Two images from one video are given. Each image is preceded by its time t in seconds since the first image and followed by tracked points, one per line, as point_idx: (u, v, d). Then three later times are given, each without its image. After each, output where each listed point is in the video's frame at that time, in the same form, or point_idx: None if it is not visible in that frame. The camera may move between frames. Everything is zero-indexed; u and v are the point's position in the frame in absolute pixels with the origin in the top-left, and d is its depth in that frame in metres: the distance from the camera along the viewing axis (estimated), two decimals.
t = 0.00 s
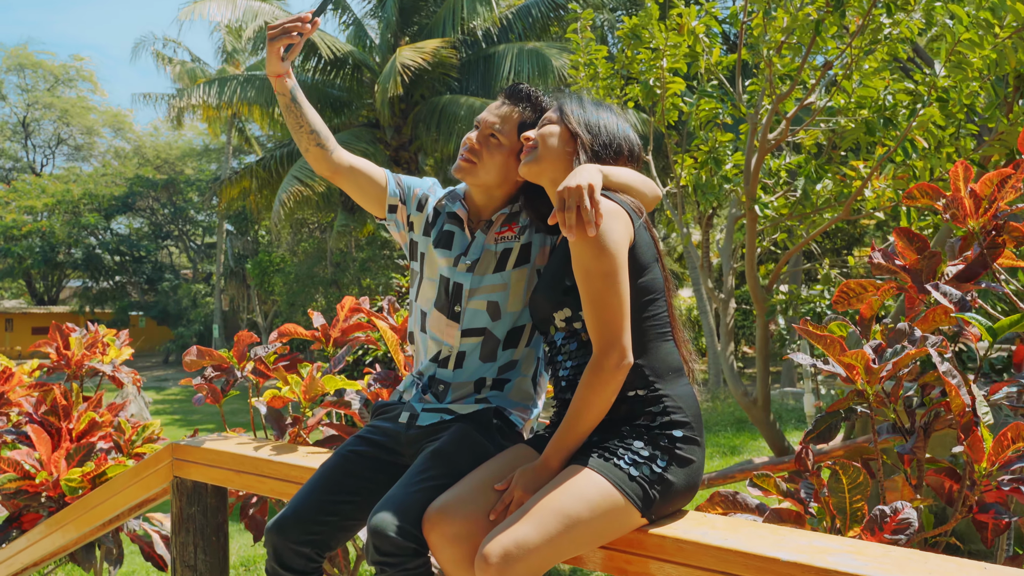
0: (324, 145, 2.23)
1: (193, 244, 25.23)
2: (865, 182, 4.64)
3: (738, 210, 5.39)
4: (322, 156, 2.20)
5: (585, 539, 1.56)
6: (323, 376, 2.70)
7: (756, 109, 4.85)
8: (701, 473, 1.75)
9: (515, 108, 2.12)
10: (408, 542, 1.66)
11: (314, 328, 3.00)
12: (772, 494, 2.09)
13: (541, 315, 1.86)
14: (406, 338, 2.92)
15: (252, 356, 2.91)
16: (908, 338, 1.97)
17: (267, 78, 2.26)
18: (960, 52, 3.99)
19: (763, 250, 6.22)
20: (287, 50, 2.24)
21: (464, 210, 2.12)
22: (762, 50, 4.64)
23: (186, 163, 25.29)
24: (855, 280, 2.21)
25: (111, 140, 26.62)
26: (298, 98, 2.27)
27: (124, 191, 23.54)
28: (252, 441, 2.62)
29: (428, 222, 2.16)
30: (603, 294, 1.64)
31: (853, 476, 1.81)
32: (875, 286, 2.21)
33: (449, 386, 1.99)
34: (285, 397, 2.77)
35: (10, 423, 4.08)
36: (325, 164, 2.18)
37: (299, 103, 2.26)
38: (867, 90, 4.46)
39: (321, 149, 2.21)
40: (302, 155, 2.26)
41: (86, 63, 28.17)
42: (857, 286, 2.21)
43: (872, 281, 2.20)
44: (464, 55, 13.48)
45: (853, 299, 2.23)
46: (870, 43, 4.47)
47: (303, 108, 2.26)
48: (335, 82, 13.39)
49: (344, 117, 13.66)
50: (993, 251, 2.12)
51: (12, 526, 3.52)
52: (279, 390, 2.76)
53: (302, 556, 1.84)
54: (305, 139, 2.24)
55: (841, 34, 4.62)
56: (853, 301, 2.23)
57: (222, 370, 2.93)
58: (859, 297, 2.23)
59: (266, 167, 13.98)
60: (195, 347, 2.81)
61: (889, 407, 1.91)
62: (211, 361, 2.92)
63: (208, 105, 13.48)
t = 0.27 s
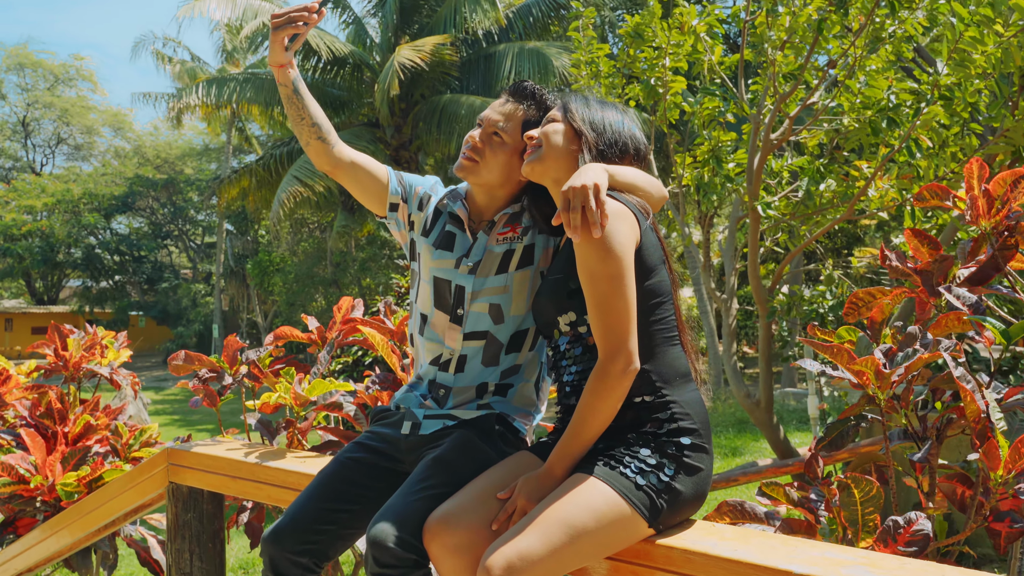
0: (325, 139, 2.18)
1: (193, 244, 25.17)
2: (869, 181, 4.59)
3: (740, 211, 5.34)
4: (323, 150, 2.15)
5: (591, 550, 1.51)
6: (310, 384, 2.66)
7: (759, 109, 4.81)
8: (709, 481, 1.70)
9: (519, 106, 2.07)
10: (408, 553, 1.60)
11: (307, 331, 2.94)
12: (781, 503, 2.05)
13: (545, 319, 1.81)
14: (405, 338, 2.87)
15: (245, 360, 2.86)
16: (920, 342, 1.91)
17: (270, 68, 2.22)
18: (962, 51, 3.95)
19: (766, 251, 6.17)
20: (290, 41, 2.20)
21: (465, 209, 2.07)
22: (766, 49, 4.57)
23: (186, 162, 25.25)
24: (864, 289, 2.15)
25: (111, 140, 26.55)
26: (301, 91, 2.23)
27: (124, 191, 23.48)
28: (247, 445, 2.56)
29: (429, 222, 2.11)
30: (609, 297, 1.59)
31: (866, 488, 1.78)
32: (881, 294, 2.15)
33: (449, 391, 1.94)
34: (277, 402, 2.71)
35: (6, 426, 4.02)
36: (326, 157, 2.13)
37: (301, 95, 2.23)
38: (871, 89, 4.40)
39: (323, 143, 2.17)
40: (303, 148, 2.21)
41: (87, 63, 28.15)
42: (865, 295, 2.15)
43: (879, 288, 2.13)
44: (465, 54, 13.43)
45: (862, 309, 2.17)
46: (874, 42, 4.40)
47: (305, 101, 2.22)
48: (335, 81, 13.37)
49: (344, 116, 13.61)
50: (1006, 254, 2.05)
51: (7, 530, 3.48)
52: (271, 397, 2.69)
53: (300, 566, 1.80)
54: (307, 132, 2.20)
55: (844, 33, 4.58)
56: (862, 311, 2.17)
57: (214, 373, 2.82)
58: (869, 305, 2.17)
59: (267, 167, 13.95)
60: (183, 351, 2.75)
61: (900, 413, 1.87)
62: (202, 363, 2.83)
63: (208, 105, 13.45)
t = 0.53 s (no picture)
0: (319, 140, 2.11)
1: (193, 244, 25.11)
2: (874, 181, 4.55)
3: (743, 211, 5.29)
4: (319, 151, 2.08)
5: (597, 562, 1.46)
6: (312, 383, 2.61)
7: (762, 107, 4.76)
8: (719, 489, 1.65)
9: (520, 103, 2.02)
10: (409, 564, 1.55)
11: (306, 333, 2.89)
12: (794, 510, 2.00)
13: (550, 321, 1.76)
14: (403, 342, 2.80)
15: (241, 362, 2.80)
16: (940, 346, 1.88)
17: (256, 71, 2.14)
18: (966, 48, 3.89)
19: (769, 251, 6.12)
20: (274, 43, 2.12)
21: (466, 209, 2.02)
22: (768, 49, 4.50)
23: (186, 162, 25.21)
24: (880, 277, 2.13)
25: (111, 139, 26.49)
26: (291, 92, 2.16)
27: (124, 190, 23.42)
28: (244, 450, 2.52)
29: (429, 222, 2.05)
30: (616, 300, 1.54)
31: (884, 493, 1.72)
32: (897, 285, 2.13)
33: (451, 395, 1.89)
34: (275, 405, 2.66)
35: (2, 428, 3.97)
36: (322, 159, 2.07)
37: (291, 97, 2.16)
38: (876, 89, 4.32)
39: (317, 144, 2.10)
40: (298, 152, 2.15)
41: (87, 62, 28.09)
42: (879, 282, 2.14)
43: (896, 279, 2.12)
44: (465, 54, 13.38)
45: (875, 299, 2.16)
46: (878, 42, 4.35)
47: (295, 102, 2.15)
48: (336, 80, 13.31)
49: (344, 115, 13.56)
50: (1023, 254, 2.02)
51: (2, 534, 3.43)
52: (270, 398, 2.64)
53: None
54: (300, 135, 2.13)
55: (848, 31, 4.52)
56: (873, 301, 2.17)
57: (209, 375, 2.76)
58: (881, 296, 2.16)
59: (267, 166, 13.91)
60: (181, 347, 2.68)
61: (918, 418, 1.84)
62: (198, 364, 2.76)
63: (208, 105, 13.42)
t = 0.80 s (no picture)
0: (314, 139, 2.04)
1: (193, 244, 25.05)
2: (880, 181, 4.48)
3: (746, 211, 5.24)
4: (314, 151, 2.01)
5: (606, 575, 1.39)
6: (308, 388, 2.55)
7: (765, 106, 4.71)
8: (733, 498, 1.58)
9: (524, 98, 1.96)
10: None
11: (305, 335, 2.83)
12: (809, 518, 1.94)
13: (555, 324, 1.69)
14: (405, 344, 2.74)
15: (237, 366, 2.74)
16: (957, 348, 1.82)
17: (246, 70, 2.07)
18: (978, 44, 3.83)
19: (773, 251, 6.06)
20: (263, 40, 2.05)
21: (469, 208, 1.95)
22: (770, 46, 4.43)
23: (187, 162, 25.18)
24: (894, 301, 2.08)
25: (111, 139, 26.43)
26: (282, 91, 2.08)
27: (124, 190, 23.36)
28: (240, 455, 2.46)
29: (430, 221, 1.98)
30: (625, 302, 1.47)
31: (906, 503, 1.67)
32: (909, 300, 2.09)
33: (454, 401, 1.82)
34: (272, 409, 2.60)
35: None
36: (317, 159, 1.99)
37: (283, 96, 2.08)
38: (883, 83, 4.34)
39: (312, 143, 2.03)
40: (292, 152, 2.07)
41: (87, 62, 28.02)
42: (895, 304, 2.09)
43: (906, 296, 2.07)
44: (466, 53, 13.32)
45: (893, 320, 2.12)
46: (884, 39, 4.29)
47: (287, 100, 2.08)
48: (336, 79, 13.26)
49: (344, 114, 13.50)
50: None
51: None
52: (265, 403, 2.58)
53: None
54: (293, 134, 2.05)
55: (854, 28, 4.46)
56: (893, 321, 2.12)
57: (205, 379, 2.71)
58: (899, 315, 2.11)
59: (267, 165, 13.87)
60: (174, 352, 2.62)
61: (936, 423, 1.76)
62: (193, 368, 2.70)
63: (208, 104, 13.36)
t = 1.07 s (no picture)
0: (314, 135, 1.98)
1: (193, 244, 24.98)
2: (885, 181, 4.43)
3: (750, 211, 5.18)
4: (313, 146, 1.94)
5: None
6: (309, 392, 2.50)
7: (768, 104, 4.66)
8: (747, 508, 1.52)
9: (531, 93, 1.91)
10: None
11: (306, 338, 2.77)
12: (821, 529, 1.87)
13: (562, 327, 1.64)
14: (406, 346, 2.68)
15: (237, 368, 2.68)
16: (978, 353, 1.77)
17: (244, 63, 2.01)
18: (982, 41, 3.73)
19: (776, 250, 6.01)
20: (263, 31, 2.00)
21: (474, 207, 1.90)
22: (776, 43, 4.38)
23: (187, 162, 25.12)
24: (906, 288, 2.00)
25: (111, 139, 26.36)
26: (281, 85, 2.02)
27: (125, 189, 23.30)
28: (239, 460, 2.41)
29: (433, 220, 1.92)
30: (636, 304, 1.42)
31: (917, 513, 1.59)
32: (926, 294, 1.99)
33: (458, 405, 1.77)
34: (272, 413, 2.55)
35: None
36: (317, 154, 1.92)
37: (283, 91, 2.02)
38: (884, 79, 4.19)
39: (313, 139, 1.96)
40: (291, 148, 2.00)
41: (87, 61, 27.95)
42: (907, 293, 2.00)
43: (924, 287, 1.97)
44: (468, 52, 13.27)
45: (903, 311, 2.02)
46: (888, 37, 4.23)
47: (287, 95, 2.02)
48: (337, 79, 13.21)
49: (345, 113, 13.45)
50: None
51: None
52: (264, 406, 2.53)
53: None
54: (293, 130, 1.99)
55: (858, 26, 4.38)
56: (903, 312, 2.02)
57: (203, 383, 2.65)
58: (912, 307, 2.01)
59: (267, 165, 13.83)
60: (173, 353, 2.57)
61: (956, 431, 1.72)
62: (191, 371, 2.64)
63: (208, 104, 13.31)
